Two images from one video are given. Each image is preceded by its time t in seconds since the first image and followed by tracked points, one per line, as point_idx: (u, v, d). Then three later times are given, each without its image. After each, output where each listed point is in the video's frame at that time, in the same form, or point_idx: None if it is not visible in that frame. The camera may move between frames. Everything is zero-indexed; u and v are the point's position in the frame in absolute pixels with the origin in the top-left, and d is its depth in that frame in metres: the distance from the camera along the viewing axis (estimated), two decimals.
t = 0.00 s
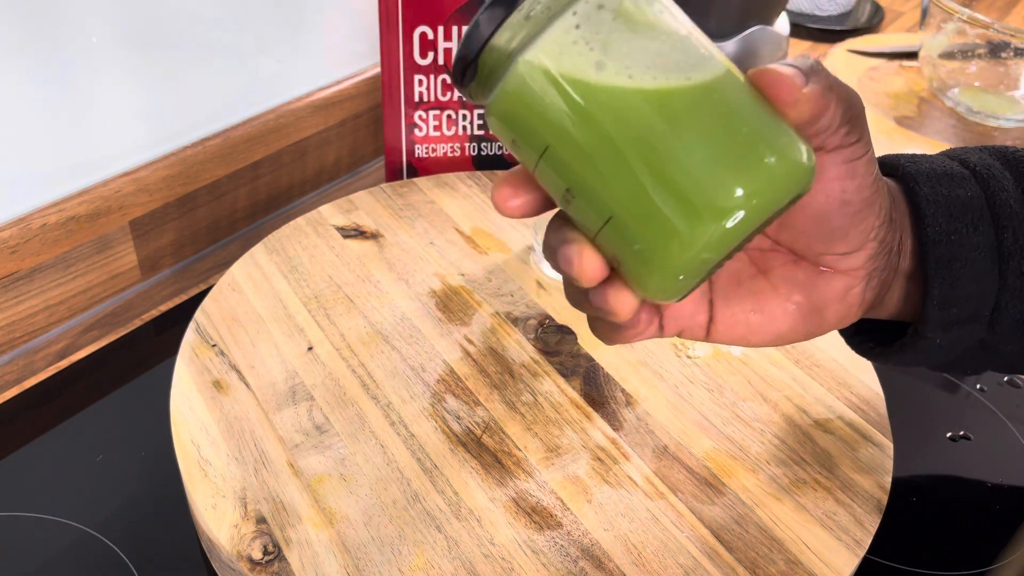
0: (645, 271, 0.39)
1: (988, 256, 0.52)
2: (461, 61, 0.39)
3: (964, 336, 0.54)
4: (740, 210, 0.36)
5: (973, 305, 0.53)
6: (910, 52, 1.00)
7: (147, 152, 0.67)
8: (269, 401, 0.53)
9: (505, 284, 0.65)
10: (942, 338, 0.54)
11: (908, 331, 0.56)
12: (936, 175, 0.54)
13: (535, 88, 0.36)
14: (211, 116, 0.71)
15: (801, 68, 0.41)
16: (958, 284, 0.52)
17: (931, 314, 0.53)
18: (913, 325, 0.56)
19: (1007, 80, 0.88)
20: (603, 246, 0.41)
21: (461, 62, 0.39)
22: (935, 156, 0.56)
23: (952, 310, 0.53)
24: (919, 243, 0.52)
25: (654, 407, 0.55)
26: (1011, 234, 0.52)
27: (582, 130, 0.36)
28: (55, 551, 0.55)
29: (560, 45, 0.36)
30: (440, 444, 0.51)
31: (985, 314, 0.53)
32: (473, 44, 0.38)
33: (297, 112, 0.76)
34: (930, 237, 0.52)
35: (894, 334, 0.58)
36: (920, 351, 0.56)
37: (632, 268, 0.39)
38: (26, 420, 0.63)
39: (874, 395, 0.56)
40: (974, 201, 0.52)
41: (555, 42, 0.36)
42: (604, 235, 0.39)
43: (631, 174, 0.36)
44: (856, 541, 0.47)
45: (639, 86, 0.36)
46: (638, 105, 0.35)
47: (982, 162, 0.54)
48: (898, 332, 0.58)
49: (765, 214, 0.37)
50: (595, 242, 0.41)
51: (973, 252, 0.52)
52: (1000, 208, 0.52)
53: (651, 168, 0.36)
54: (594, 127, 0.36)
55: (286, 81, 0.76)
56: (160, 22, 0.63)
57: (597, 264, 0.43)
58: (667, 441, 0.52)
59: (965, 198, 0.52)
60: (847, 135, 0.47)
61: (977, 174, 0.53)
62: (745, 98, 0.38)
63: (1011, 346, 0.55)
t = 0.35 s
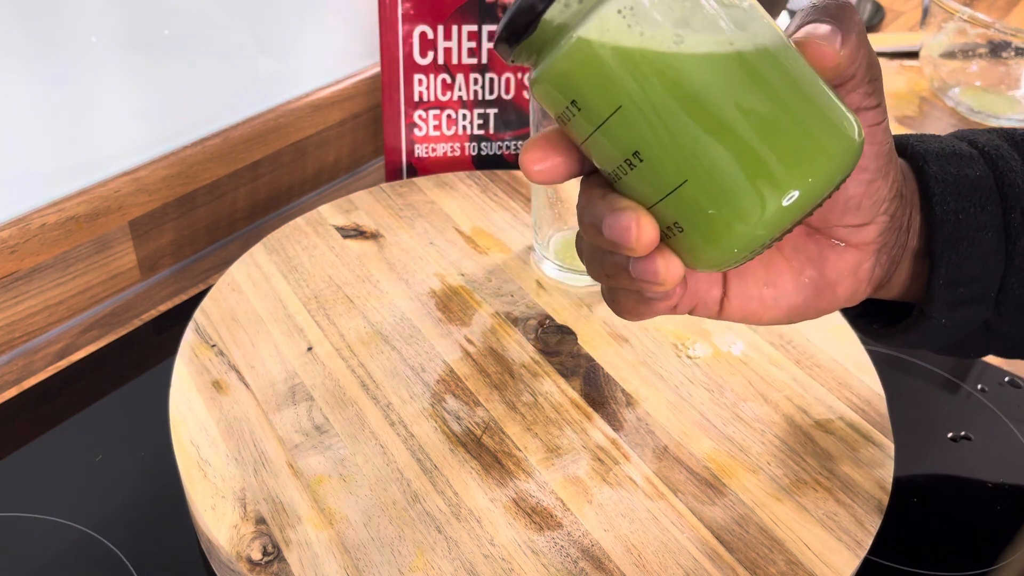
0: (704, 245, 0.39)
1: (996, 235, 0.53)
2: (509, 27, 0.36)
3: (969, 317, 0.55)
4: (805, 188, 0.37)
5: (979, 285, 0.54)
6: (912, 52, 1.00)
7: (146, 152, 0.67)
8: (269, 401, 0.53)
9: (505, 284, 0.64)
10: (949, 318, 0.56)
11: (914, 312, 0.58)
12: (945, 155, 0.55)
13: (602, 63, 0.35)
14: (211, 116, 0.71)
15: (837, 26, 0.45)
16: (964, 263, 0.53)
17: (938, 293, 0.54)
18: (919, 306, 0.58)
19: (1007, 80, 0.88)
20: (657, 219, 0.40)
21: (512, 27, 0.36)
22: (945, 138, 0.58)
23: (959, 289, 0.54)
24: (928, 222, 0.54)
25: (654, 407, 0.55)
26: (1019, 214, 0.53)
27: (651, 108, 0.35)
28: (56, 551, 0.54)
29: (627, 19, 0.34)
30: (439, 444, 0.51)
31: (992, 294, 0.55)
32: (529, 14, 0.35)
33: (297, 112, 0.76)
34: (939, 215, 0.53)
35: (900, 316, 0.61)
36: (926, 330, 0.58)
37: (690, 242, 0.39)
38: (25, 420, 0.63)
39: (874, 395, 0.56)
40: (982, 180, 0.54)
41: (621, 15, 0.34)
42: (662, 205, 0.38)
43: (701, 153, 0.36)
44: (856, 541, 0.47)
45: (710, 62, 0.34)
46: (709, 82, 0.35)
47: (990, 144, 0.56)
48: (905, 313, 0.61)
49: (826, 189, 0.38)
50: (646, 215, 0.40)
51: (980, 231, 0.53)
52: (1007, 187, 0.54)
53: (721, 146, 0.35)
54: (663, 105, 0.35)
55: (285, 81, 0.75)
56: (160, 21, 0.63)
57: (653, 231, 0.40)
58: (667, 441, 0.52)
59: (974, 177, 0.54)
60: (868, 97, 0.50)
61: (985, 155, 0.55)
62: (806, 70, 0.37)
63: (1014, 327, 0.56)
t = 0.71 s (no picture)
0: (721, 242, 0.39)
1: (1003, 227, 0.53)
2: (532, 15, 0.35)
3: (973, 308, 0.56)
4: (825, 192, 0.37)
5: (985, 276, 0.54)
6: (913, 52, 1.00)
7: (146, 152, 0.67)
8: (268, 401, 0.53)
9: (505, 284, 0.64)
10: (954, 310, 0.56)
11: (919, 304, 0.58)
12: (953, 146, 0.55)
13: (626, 57, 0.35)
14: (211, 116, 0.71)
15: (858, 20, 0.44)
16: (971, 255, 0.54)
17: (944, 285, 0.55)
18: (924, 298, 0.58)
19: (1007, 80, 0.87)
20: (676, 214, 0.40)
21: (536, 16, 0.35)
22: (952, 129, 0.57)
23: (965, 281, 0.54)
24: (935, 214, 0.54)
25: (654, 407, 0.55)
26: None
27: (676, 106, 0.35)
28: (56, 551, 0.54)
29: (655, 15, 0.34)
30: (440, 444, 0.51)
31: (996, 286, 0.55)
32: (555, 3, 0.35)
33: (297, 112, 0.75)
34: (946, 207, 0.53)
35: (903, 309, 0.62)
36: (932, 323, 0.58)
37: (706, 238, 0.40)
38: (25, 420, 0.63)
39: (874, 395, 0.56)
40: (989, 172, 0.54)
41: (651, 9, 0.34)
42: (678, 199, 0.39)
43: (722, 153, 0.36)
44: (856, 541, 0.46)
45: (737, 63, 0.34)
46: (736, 82, 0.35)
47: (997, 135, 0.56)
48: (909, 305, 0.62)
49: (846, 193, 0.38)
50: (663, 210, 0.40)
51: (987, 223, 0.53)
52: (1014, 178, 0.54)
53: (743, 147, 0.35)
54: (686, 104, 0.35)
55: (285, 80, 0.76)
56: (159, 21, 0.63)
57: (669, 226, 0.40)
58: (667, 441, 0.52)
59: (981, 169, 0.54)
60: (881, 88, 0.50)
61: (993, 146, 0.55)
62: (834, 72, 0.37)
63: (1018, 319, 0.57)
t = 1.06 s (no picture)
0: (688, 287, 0.40)
1: (1012, 240, 0.53)
2: (523, 41, 0.35)
3: (982, 321, 0.56)
4: (797, 239, 0.38)
5: (995, 289, 0.54)
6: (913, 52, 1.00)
7: (146, 153, 0.67)
8: (268, 401, 0.53)
9: (505, 284, 0.64)
10: (963, 323, 0.56)
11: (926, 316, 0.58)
12: (963, 157, 0.54)
13: (604, 103, 0.35)
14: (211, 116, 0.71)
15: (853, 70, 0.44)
16: (980, 268, 0.54)
17: (953, 299, 0.55)
18: (932, 310, 0.58)
19: (1007, 81, 0.88)
20: (644, 252, 0.41)
21: (528, 43, 0.34)
22: (960, 138, 0.57)
23: (975, 294, 0.54)
24: (944, 226, 0.54)
25: (654, 407, 0.55)
26: None
27: (654, 148, 0.36)
28: (56, 551, 0.54)
29: (642, 56, 0.34)
30: (440, 444, 0.51)
31: (1005, 299, 0.55)
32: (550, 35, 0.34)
33: (297, 112, 0.75)
34: (955, 220, 0.53)
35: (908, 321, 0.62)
36: (940, 335, 0.57)
37: (677, 281, 0.40)
38: (25, 420, 0.63)
39: (874, 395, 0.56)
40: (998, 185, 0.53)
41: (634, 57, 0.34)
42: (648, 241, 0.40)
43: (700, 197, 0.37)
44: (856, 541, 0.47)
45: (715, 117, 0.35)
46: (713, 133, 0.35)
47: (1006, 145, 0.55)
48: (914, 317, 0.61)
49: (817, 243, 0.39)
50: (629, 244, 0.42)
51: (997, 236, 0.53)
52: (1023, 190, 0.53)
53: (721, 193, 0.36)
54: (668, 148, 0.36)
55: (285, 81, 0.76)
56: (159, 21, 0.63)
57: (630, 261, 0.43)
58: (667, 441, 0.52)
59: (991, 182, 0.53)
60: (881, 128, 0.49)
61: (1002, 157, 0.54)
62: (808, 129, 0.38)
63: None
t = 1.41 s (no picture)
0: (574, 295, 0.43)
1: (1021, 255, 0.53)
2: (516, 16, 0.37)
3: (992, 334, 0.56)
4: (682, 291, 0.40)
5: (1005, 303, 0.54)
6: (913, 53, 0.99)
7: (146, 153, 0.67)
8: (269, 401, 0.53)
9: (505, 284, 0.65)
10: (972, 336, 0.56)
11: (935, 329, 0.58)
12: (969, 171, 0.54)
13: (546, 98, 0.38)
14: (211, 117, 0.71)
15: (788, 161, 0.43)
16: (990, 283, 0.53)
17: (963, 313, 0.54)
18: (941, 323, 0.58)
19: (1007, 80, 0.88)
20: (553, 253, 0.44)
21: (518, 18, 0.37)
22: (966, 152, 0.57)
23: (984, 308, 0.54)
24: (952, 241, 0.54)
25: (654, 407, 0.55)
26: None
27: (570, 158, 0.39)
28: (55, 551, 0.55)
29: (590, 71, 0.36)
30: (440, 444, 0.51)
31: (1015, 312, 0.55)
32: (523, 16, 0.37)
33: (297, 113, 0.75)
34: (964, 235, 0.53)
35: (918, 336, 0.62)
36: (949, 349, 0.57)
37: (567, 283, 0.43)
38: (25, 420, 0.63)
39: (873, 395, 0.56)
40: (1006, 199, 0.53)
41: (579, 68, 0.37)
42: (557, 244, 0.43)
43: (613, 220, 0.39)
44: (855, 541, 0.47)
45: (631, 150, 0.37)
46: (623, 164, 0.38)
47: (1012, 159, 0.55)
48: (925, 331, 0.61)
49: (702, 302, 0.41)
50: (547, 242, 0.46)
51: (1005, 250, 0.53)
52: None
53: (634, 219, 0.38)
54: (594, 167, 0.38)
55: (285, 81, 0.76)
56: (160, 22, 0.63)
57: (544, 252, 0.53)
58: (667, 441, 0.52)
59: (998, 196, 0.53)
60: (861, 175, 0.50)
61: (1009, 171, 0.54)
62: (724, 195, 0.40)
63: None
